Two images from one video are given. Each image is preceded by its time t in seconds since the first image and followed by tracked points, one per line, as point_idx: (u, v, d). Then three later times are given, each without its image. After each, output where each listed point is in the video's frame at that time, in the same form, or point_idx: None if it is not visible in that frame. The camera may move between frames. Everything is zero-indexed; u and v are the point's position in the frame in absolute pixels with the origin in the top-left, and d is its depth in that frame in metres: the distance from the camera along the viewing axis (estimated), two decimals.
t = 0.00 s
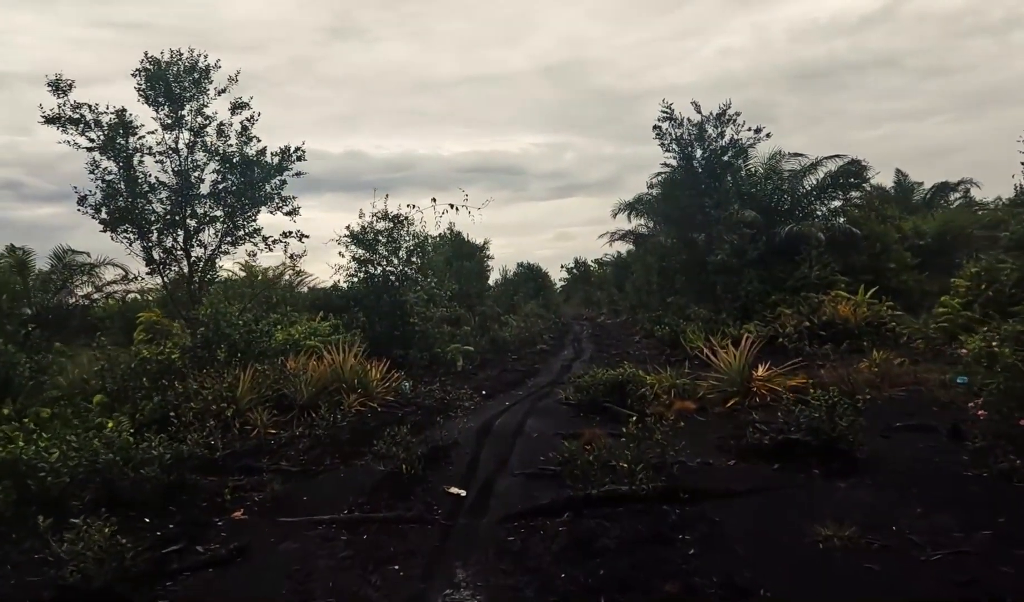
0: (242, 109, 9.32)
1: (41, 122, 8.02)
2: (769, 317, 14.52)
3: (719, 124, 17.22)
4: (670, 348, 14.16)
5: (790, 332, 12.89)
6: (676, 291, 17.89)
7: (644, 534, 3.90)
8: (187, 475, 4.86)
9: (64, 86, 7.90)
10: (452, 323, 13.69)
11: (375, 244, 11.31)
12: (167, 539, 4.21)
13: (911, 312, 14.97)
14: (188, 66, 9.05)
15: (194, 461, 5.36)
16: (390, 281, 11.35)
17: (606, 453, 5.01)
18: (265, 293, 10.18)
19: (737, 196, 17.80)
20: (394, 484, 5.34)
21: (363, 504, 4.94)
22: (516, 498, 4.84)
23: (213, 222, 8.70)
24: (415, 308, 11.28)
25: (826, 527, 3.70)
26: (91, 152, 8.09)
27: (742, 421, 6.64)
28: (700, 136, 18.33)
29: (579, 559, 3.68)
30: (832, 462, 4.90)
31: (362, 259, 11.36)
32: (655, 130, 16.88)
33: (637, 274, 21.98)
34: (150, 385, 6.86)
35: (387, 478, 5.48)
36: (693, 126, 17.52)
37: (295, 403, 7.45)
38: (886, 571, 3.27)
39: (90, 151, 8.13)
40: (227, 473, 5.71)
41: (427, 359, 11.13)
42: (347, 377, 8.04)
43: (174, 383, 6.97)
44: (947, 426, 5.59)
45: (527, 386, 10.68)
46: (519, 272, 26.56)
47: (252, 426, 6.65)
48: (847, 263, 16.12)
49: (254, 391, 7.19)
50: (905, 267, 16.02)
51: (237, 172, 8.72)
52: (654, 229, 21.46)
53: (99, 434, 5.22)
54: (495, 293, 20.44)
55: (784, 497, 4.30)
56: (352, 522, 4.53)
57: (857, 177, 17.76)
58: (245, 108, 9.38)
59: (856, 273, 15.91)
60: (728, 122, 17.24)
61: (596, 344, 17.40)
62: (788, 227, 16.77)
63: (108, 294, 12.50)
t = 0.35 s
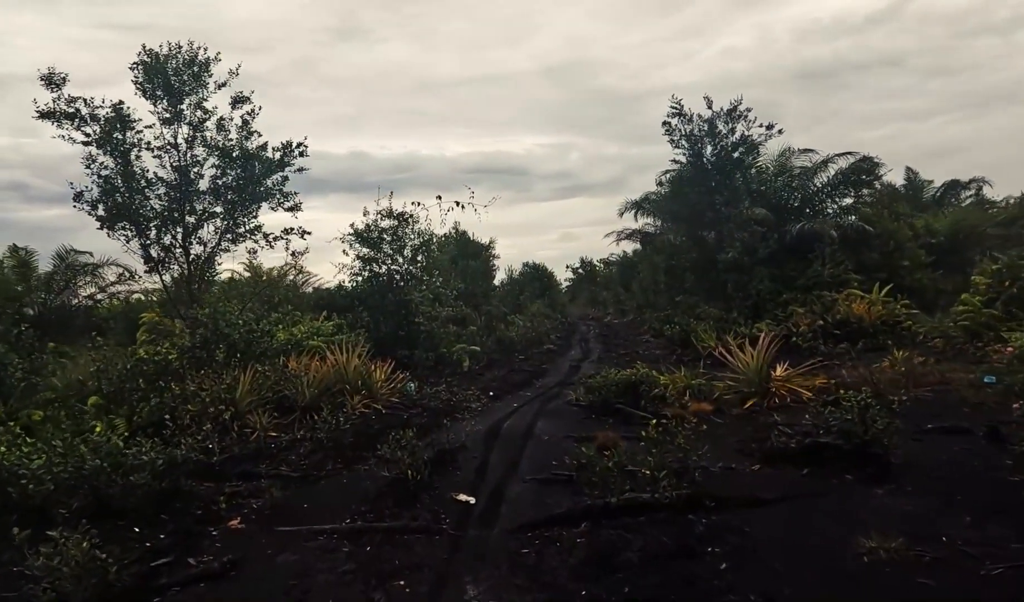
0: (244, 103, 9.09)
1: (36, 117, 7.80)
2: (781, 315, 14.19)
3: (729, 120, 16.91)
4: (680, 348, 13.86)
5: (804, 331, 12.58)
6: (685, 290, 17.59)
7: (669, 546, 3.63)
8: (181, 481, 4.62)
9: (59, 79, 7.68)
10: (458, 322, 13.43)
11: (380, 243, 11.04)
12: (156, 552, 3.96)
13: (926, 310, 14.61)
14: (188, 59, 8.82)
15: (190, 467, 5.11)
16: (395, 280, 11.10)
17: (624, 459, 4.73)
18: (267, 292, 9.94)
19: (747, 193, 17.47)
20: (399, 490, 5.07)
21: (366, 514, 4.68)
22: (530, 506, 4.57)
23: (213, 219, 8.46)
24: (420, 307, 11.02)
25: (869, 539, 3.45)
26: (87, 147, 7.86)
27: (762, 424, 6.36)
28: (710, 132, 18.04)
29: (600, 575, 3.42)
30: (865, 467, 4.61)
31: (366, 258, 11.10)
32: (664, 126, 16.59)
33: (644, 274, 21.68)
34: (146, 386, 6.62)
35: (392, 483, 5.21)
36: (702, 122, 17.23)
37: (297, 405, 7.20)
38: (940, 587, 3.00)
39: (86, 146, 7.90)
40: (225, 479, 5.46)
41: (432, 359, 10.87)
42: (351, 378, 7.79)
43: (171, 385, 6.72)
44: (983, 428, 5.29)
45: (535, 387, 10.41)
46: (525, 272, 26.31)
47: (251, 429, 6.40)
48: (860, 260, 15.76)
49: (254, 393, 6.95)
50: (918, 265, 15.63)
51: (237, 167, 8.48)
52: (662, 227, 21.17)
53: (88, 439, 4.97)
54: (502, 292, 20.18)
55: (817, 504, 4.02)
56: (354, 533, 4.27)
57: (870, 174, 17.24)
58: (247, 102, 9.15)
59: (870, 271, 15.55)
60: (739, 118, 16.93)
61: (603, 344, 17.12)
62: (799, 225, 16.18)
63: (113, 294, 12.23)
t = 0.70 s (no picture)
0: (248, 98, 8.87)
1: (35, 113, 7.60)
2: (795, 315, 13.86)
3: (742, 116, 16.59)
4: (693, 348, 13.57)
5: (820, 331, 12.26)
6: (697, 290, 17.29)
7: (704, 564, 3.38)
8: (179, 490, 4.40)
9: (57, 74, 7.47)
10: (466, 322, 13.17)
11: (387, 241, 10.79)
12: (149, 569, 3.72)
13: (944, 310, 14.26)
14: (191, 53, 8.60)
15: (189, 474, 4.88)
16: (403, 280, 10.86)
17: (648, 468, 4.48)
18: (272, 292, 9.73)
19: (761, 191, 17.15)
20: (411, 499, 4.84)
21: (376, 526, 4.44)
22: (549, 518, 4.32)
23: (216, 217, 8.24)
24: (428, 307, 10.78)
25: (923, 554, 3.25)
26: (87, 143, 7.64)
27: (787, 429, 6.09)
28: (723, 128, 17.74)
29: (631, 595, 3.18)
30: (905, 475, 4.33)
31: (373, 257, 10.86)
32: (676, 123, 16.29)
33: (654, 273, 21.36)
34: (146, 389, 6.41)
35: (403, 491, 4.97)
36: (715, 119, 16.91)
37: (302, 408, 6.96)
38: None
39: (86, 142, 7.68)
40: (226, 487, 5.23)
41: (441, 360, 10.64)
42: (357, 380, 7.55)
43: (171, 388, 6.49)
44: None
45: (546, 388, 10.15)
46: (533, 271, 26.03)
47: (254, 433, 6.18)
48: (876, 259, 15.41)
49: (258, 395, 6.72)
50: (935, 265, 15.24)
51: (241, 163, 8.26)
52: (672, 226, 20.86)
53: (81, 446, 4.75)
54: (510, 292, 19.92)
55: (858, 516, 3.77)
56: (365, 546, 4.04)
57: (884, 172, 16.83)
58: (251, 97, 8.93)
59: (886, 270, 15.19)
60: (752, 114, 16.61)
61: (613, 345, 16.82)
62: (813, 224, 15.81)
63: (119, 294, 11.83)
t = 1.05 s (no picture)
0: (252, 92, 8.69)
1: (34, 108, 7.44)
2: (810, 314, 13.56)
3: (754, 112, 16.29)
4: (705, 348, 13.32)
5: (835, 330, 11.97)
6: (709, 289, 17.03)
7: (736, 579, 3.15)
8: (174, 496, 4.22)
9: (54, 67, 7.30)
10: (475, 321, 12.96)
11: (394, 239, 10.57)
12: (137, 583, 3.53)
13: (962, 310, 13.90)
14: (194, 46, 8.41)
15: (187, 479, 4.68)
16: (411, 279, 10.64)
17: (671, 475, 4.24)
18: (276, 290, 9.54)
19: (774, 188, 16.83)
20: (420, 506, 4.62)
21: (382, 535, 4.22)
22: (565, 528, 4.10)
23: (219, 213, 8.05)
24: (436, 306, 10.60)
25: (976, 569, 3.02)
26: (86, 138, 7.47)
27: (809, 431, 5.85)
28: (736, 124, 17.44)
29: None
30: (944, 481, 4.08)
31: (380, 255, 10.63)
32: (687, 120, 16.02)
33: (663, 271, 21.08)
34: (145, 390, 6.23)
35: (411, 497, 4.75)
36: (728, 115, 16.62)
37: (307, 410, 6.76)
38: None
39: (86, 137, 7.51)
40: (226, 493, 5.03)
41: (449, 360, 10.45)
42: (364, 380, 7.35)
43: (171, 389, 6.30)
44: None
45: (556, 388, 9.93)
46: (542, 270, 25.83)
47: (256, 435, 5.98)
48: (891, 256, 15.08)
49: (261, 396, 6.52)
50: (953, 264, 14.85)
51: (245, 158, 8.07)
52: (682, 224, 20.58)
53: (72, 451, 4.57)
54: (518, 291, 19.68)
55: (899, 527, 3.54)
56: (371, 558, 3.82)
57: (899, 169, 16.41)
58: (255, 91, 8.74)
59: (901, 268, 14.82)
60: (765, 110, 16.31)
61: (623, 344, 16.58)
62: (827, 221, 15.40)
63: (125, 294, 11.25)
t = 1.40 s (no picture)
0: (249, 86, 8.44)
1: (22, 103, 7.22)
2: (821, 315, 13.19)
3: (764, 109, 15.96)
4: (715, 349, 13.01)
5: (847, 331, 11.63)
6: (717, 289, 16.71)
7: None
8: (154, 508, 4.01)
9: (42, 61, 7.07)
10: (479, 321, 12.68)
11: (396, 238, 10.23)
12: None
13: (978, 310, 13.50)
14: (188, 39, 8.16)
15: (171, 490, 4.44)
16: (413, 279, 10.30)
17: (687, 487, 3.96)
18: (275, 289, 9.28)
19: (784, 186, 16.48)
20: (418, 518, 4.32)
21: (377, 551, 3.95)
22: (574, 543, 3.82)
23: (214, 210, 7.79)
24: (439, 307, 10.35)
25: None
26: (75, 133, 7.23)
27: (830, 437, 5.54)
28: (745, 121, 17.10)
29: None
30: (985, 494, 3.78)
31: (382, 254, 10.32)
32: (695, 117, 15.72)
33: (669, 271, 20.76)
34: (134, 393, 5.94)
35: (410, 508, 4.46)
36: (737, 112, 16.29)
37: (303, 414, 6.48)
38: None
39: (75, 132, 7.28)
40: (215, 503, 4.77)
41: (452, 361, 10.18)
42: (363, 382, 7.08)
43: (161, 392, 6.04)
44: None
45: (563, 391, 9.64)
46: (548, 271, 25.55)
47: (248, 441, 5.71)
48: (904, 256, 14.69)
49: (255, 400, 6.25)
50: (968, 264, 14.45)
51: (241, 154, 7.82)
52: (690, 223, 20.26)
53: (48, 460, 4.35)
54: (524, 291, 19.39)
55: (940, 546, 3.24)
56: (364, 577, 3.55)
57: (912, 167, 15.99)
58: (251, 84, 8.48)
59: (914, 268, 14.40)
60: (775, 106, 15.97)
61: (630, 346, 16.28)
62: (837, 220, 15.10)
63: (128, 293, 11.29)
